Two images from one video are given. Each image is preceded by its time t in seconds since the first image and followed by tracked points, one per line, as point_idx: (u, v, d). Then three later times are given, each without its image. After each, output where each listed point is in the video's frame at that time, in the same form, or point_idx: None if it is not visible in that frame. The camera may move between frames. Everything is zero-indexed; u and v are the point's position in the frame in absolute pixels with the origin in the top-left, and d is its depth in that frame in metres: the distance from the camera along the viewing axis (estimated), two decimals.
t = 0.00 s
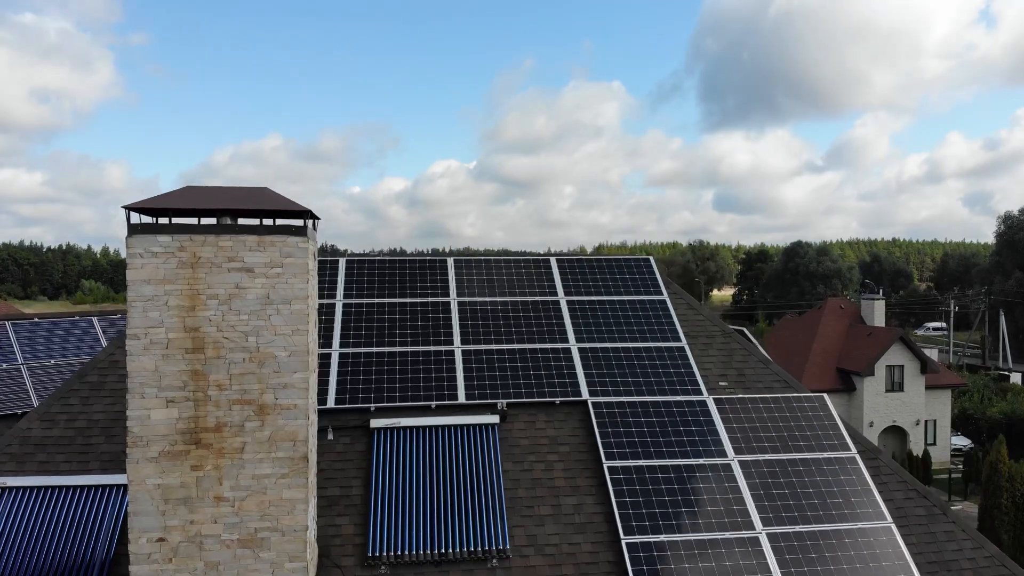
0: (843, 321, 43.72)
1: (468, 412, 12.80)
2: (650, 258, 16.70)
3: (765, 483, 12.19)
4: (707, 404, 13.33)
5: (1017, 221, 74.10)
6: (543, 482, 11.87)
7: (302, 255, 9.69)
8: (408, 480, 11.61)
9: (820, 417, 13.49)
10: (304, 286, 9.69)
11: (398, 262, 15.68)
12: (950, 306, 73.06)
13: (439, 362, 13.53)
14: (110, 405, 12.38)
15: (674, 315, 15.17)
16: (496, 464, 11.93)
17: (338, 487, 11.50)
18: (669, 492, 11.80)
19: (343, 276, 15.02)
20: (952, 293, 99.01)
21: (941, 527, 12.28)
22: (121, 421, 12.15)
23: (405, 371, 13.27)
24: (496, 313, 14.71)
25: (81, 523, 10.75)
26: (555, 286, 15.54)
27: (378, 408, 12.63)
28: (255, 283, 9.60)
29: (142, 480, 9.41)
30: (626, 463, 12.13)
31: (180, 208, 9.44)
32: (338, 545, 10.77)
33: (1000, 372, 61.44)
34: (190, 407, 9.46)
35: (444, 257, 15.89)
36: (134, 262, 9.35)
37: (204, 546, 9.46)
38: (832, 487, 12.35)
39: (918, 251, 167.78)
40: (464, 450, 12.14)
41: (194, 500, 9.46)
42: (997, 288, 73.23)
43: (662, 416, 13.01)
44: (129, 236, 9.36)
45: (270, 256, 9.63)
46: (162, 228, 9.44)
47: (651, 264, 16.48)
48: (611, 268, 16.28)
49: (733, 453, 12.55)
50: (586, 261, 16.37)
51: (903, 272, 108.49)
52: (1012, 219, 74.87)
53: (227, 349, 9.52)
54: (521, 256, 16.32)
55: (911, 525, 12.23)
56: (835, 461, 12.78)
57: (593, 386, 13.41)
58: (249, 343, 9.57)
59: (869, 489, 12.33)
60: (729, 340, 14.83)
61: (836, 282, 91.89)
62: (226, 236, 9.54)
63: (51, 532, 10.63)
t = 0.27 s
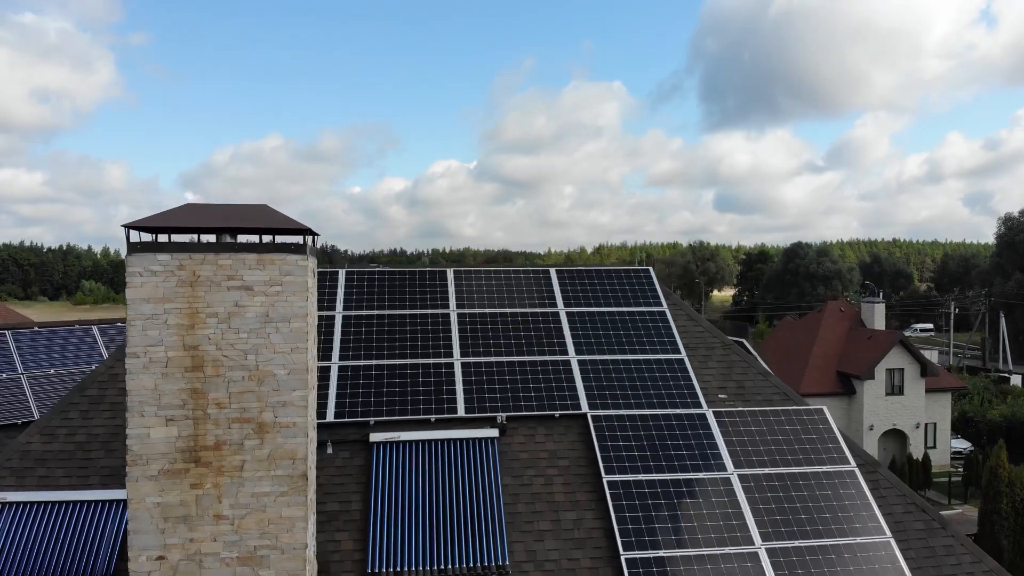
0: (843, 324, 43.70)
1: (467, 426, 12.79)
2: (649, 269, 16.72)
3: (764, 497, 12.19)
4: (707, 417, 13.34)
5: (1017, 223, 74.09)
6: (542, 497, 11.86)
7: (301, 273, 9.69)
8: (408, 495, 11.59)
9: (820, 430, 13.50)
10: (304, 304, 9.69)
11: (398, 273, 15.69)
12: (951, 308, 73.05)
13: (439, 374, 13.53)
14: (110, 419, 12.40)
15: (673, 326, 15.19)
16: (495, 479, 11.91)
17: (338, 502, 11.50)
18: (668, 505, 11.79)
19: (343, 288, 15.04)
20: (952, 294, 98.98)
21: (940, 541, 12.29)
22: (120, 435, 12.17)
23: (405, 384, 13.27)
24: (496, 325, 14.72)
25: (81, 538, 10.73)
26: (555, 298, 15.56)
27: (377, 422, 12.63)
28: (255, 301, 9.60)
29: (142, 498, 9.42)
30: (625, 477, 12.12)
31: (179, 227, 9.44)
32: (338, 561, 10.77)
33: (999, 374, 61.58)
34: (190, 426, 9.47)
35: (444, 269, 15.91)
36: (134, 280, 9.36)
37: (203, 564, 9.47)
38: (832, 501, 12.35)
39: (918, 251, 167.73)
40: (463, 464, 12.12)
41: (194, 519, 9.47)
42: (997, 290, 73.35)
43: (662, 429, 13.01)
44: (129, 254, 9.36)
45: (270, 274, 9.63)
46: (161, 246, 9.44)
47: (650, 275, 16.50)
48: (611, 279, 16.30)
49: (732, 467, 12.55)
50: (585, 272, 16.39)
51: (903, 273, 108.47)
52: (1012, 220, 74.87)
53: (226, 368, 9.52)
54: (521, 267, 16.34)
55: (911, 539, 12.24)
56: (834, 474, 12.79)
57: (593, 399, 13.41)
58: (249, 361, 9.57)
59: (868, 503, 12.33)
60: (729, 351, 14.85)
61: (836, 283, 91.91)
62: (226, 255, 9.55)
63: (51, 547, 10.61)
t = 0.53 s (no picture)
0: (843, 326, 43.66)
1: (467, 436, 12.77)
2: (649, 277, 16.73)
3: (764, 509, 12.17)
4: (707, 427, 13.33)
5: (1018, 224, 74.04)
6: (542, 508, 11.84)
7: (301, 287, 9.69)
8: (407, 507, 11.55)
9: (819, 441, 13.51)
10: (303, 318, 9.69)
11: (398, 282, 15.71)
12: (951, 309, 73.00)
13: (439, 384, 13.52)
14: (110, 429, 12.42)
15: (673, 335, 15.20)
16: (495, 491, 11.86)
17: (338, 513, 11.47)
18: (669, 517, 11.74)
19: (342, 297, 15.06)
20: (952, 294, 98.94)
21: (939, 552, 12.31)
22: (120, 446, 12.18)
23: (405, 394, 13.27)
24: (496, 334, 14.73)
25: (81, 551, 10.69)
26: (555, 307, 15.57)
27: (377, 432, 12.62)
28: (255, 315, 9.60)
29: (142, 512, 9.42)
30: (625, 489, 12.08)
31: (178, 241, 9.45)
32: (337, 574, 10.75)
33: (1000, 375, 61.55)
34: (190, 440, 9.48)
35: (444, 277, 15.93)
36: (134, 295, 9.36)
37: None
38: (832, 512, 12.33)
39: (918, 252, 167.66)
40: (463, 475, 12.08)
41: (194, 533, 9.47)
42: (998, 291, 73.34)
43: (662, 440, 13.00)
44: (128, 268, 9.36)
45: (270, 288, 9.63)
46: (161, 260, 9.45)
47: (650, 284, 16.52)
48: (611, 287, 16.31)
49: (732, 477, 12.55)
50: (585, 280, 16.40)
51: (903, 273, 108.42)
52: (1013, 221, 74.84)
53: (226, 382, 9.52)
54: (521, 275, 16.35)
55: (910, 550, 12.22)
56: (834, 485, 12.79)
57: (592, 409, 13.40)
58: (249, 376, 9.57)
59: (867, 514, 12.33)
60: (728, 361, 14.86)
61: (836, 284, 91.88)
62: (226, 269, 9.56)
63: (50, 560, 10.58)
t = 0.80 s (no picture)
0: (844, 329, 43.58)
1: (467, 448, 12.75)
2: (650, 286, 16.75)
3: (764, 521, 12.13)
4: (707, 439, 13.32)
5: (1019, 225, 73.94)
6: (542, 522, 11.81)
7: (302, 303, 9.67)
8: (407, 520, 11.45)
9: (820, 453, 13.51)
10: (304, 334, 9.69)
11: (398, 292, 15.74)
12: (952, 310, 72.92)
13: (439, 396, 13.52)
14: (110, 442, 12.44)
15: (674, 346, 15.21)
16: (495, 505, 11.82)
17: (338, 526, 11.39)
18: (671, 530, 11.67)
19: (343, 308, 15.09)
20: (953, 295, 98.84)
21: (939, 565, 12.28)
22: (121, 459, 12.19)
23: (405, 405, 13.27)
24: (496, 344, 14.72)
25: (82, 563, 10.66)
26: (555, 317, 15.58)
27: (377, 445, 12.60)
28: (255, 331, 9.59)
29: (142, 529, 9.42)
30: (625, 501, 12.03)
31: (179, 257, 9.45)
32: None
33: (1000, 377, 61.55)
34: (190, 456, 9.48)
35: (444, 287, 15.95)
36: (134, 311, 9.36)
37: None
38: (832, 524, 12.30)
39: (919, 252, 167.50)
40: (463, 488, 12.04)
41: (194, 549, 9.48)
42: (998, 292, 73.34)
43: (662, 452, 12.99)
44: (128, 285, 9.35)
45: (270, 304, 9.62)
46: (161, 277, 9.44)
47: (650, 293, 16.53)
48: (611, 296, 16.33)
49: (732, 490, 12.53)
50: (585, 290, 16.42)
51: (904, 274, 108.31)
52: (1014, 222, 74.74)
53: (226, 398, 9.53)
54: (521, 285, 16.37)
55: (910, 563, 12.20)
56: (834, 498, 12.78)
57: (593, 421, 13.38)
58: (249, 392, 9.57)
59: (868, 527, 12.30)
60: (729, 371, 14.86)
61: (837, 285, 91.79)
62: (226, 285, 9.56)
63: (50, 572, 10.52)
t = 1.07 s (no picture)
0: (845, 332, 43.51)
1: (468, 462, 12.72)
2: (650, 298, 16.77)
3: (766, 536, 12.07)
4: (709, 453, 13.30)
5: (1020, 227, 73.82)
6: (544, 537, 11.76)
7: (303, 321, 9.66)
8: (407, 534, 11.38)
9: (821, 467, 13.49)
10: (305, 353, 9.67)
11: (399, 304, 15.76)
12: (953, 312, 72.84)
13: (440, 409, 13.51)
14: (112, 456, 12.46)
15: (675, 358, 15.22)
16: (496, 519, 11.75)
17: (339, 542, 11.35)
18: (669, 542, 11.69)
19: (344, 321, 15.12)
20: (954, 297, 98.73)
21: None
22: (122, 474, 12.20)
23: (406, 419, 13.25)
24: (497, 357, 14.72)
25: None
26: (556, 329, 15.59)
27: (378, 459, 12.57)
28: (256, 349, 9.58)
29: (144, 547, 9.42)
30: (626, 515, 11.98)
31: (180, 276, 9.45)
32: None
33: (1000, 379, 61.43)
34: (192, 475, 9.47)
35: (445, 299, 15.97)
36: (135, 330, 9.35)
37: None
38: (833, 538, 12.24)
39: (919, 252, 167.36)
40: (464, 503, 11.98)
41: (196, 568, 9.47)
42: (999, 294, 73.28)
43: (664, 466, 12.96)
44: (129, 303, 9.33)
45: (271, 322, 9.61)
46: (162, 295, 9.43)
47: (651, 305, 16.55)
48: (612, 308, 16.34)
49: (733, 503, 12.48)
50: (586, 301, 16.43)
51: (904, 275, 108.21)
52: (1015, 224, 74.63)
53: (228, 417, 9.52)
54: (522, 296, 16.38)
55: None
56: (835, 511, 12.73)
57: (594, 435, 13.36)
58: (250, 411, 9.56)
59: (869, 541, 12.24)
60: (729, 384, 14.87)
61: (838, 286, 91.61)
62: (228, 304, 9.55)
63: None
